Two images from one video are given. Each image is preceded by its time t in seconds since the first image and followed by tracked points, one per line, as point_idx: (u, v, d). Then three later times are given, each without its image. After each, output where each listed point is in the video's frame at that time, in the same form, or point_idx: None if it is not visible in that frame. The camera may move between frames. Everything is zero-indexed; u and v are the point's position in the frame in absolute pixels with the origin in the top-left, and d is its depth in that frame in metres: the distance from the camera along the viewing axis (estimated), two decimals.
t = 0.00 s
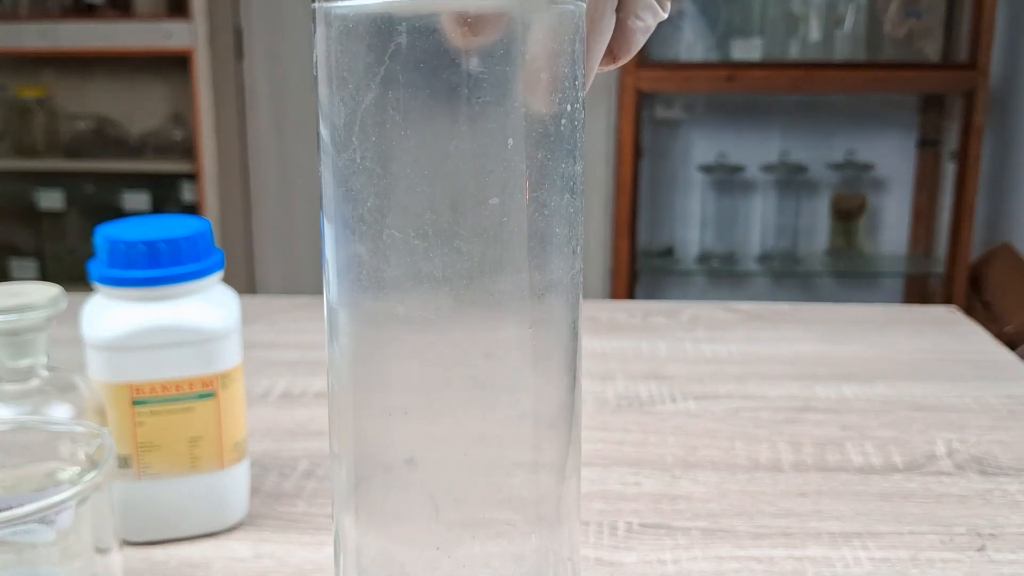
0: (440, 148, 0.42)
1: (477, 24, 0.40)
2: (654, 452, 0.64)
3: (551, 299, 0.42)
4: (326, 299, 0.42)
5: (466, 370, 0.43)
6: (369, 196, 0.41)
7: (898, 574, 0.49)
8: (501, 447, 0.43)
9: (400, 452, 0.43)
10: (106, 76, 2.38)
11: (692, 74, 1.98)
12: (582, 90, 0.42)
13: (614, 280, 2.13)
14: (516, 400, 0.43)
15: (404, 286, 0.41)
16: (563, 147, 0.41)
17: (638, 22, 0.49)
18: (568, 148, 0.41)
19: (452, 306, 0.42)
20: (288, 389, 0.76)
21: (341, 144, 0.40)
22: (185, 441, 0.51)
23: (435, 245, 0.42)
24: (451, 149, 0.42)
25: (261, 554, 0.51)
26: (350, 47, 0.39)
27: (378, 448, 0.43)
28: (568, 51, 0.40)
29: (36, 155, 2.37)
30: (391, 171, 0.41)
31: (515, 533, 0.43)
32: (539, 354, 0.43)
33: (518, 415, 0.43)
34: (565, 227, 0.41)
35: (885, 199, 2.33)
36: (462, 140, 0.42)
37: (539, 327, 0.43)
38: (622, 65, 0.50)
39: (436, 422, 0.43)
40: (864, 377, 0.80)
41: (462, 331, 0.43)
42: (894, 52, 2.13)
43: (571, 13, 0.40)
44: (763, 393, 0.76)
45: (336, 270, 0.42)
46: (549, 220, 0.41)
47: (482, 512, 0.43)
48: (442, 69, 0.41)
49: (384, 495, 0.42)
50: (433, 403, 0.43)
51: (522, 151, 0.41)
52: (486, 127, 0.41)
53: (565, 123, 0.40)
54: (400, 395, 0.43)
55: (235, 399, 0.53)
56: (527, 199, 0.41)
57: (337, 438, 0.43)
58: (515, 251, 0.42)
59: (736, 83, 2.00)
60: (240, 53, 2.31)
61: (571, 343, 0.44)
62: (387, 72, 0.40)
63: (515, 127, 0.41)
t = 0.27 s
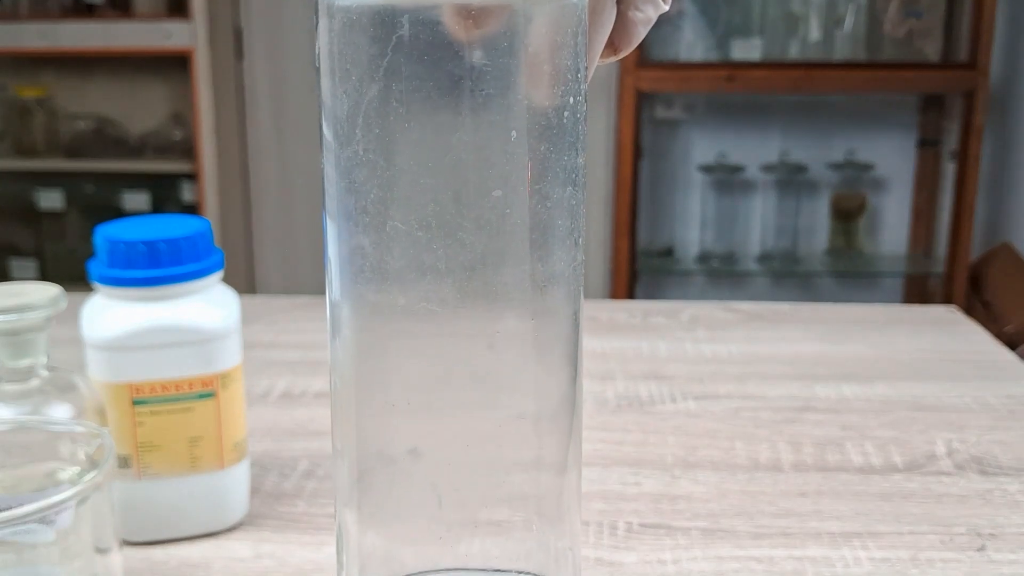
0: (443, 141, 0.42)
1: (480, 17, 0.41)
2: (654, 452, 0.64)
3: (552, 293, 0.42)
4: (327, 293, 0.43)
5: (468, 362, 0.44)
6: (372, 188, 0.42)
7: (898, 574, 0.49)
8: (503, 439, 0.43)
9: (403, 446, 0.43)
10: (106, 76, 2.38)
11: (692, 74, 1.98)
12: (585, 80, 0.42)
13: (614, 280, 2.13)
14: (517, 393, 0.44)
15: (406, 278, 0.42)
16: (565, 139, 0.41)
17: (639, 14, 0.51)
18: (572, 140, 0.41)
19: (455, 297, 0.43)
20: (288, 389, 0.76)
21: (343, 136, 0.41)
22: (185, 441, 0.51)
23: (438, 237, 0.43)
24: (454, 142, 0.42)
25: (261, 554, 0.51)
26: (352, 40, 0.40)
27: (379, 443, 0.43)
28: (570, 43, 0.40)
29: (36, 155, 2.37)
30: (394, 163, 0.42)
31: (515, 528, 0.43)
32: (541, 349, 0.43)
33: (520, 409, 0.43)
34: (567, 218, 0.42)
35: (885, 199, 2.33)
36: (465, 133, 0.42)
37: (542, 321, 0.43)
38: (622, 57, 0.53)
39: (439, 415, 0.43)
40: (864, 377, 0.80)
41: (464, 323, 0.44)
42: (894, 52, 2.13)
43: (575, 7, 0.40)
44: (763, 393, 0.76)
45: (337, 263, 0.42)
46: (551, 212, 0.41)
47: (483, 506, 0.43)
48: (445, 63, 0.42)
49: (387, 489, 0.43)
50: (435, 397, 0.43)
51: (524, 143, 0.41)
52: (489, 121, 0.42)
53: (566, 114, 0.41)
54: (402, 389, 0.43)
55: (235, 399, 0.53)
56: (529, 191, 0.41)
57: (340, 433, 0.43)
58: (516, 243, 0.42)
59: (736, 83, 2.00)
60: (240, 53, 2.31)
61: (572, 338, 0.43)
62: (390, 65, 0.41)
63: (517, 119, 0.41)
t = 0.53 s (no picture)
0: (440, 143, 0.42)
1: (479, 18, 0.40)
2: (654, 453, 0.64)
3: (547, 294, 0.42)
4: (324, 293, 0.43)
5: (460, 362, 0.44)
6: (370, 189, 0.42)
7: (897, 574, 0.49)
8: (496, 444, 0.43)
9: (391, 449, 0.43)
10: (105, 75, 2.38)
11: (692, 74, 1.98)
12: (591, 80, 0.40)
13: (614, 280, 2.13)
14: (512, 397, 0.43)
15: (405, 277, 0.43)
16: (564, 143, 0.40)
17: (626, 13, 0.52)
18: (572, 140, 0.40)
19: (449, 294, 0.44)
20: (288, 389, 0.76)
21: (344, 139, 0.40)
22: (185, 441, 0.51)
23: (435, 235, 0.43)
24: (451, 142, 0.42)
25: (261, 554, 0.51)
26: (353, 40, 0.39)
27: (368, 446, 0.43)
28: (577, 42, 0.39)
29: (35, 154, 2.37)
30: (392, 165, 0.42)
31: (501, 530, 0.43)
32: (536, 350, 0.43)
33: (514, 413, 0.43)
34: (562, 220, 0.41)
35: (885, 199, 2.33)
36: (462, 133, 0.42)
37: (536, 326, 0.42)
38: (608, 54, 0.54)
39: (429, 416, 0.43)
40: (864, 377, 0.80)
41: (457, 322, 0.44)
42: (894, 52, 2.13)
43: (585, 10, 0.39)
44: (763, 393, 0.76)
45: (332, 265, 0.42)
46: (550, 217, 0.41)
47: (471, 508, 0.43)
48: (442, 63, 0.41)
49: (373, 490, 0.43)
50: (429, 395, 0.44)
51: (525, 147, 0.40)
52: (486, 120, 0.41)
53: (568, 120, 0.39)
54: (396, 391, 0.43)
55: (235, 399, 0.53)
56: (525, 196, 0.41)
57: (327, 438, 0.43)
58: (512, 245, 0.42)
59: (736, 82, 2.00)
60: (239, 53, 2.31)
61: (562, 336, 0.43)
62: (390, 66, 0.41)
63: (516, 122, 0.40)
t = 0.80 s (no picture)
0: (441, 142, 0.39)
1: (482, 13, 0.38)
2: (654, 453, 0.64)
3: (548, 302, 0.40)
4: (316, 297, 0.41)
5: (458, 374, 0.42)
6: (369, 190, 0.39)
7: (898, 574, 0.49)
8: (490, 453, 0.42)
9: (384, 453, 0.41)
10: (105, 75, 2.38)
11: (692, 73, 1.98)
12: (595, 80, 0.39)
13: (614, 280, 2.13)
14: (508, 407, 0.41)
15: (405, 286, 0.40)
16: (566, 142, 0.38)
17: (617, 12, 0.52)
18: (572, 144, 0.39)
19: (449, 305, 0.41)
20: (288, 389, 0.76)
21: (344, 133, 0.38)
22: (185, 441, 0.51)
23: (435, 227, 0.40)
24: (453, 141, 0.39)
25: (261, 554, 0.51)
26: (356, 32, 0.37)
27: (358, 450, 0.41)
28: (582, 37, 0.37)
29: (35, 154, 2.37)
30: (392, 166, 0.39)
31: (489, 533, 0.42)
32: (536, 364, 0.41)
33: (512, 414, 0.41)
34: (560, 223, 0.39)
35: (885, 199, 2.33)
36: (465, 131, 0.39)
37: (536, 337, 0.40)
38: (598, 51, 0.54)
39: (423, 422, 0.42)
40: (864, 377, 0.80)
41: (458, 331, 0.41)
42: (894, 52, 2.13)
43: None
44: (763, 392, 0.76)
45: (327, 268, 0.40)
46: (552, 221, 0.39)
47: (463, 508, 0.42)
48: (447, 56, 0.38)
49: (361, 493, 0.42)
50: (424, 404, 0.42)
51: (531, 132, 0.38)
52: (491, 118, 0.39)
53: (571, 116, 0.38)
54: (388, 398, 0.41)
55: (235, 400, 0.53)
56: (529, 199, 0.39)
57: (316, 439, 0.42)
58: (514, 252, 0.40)
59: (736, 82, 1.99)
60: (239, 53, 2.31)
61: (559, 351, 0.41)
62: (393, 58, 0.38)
63: (521, 123, 0.38)
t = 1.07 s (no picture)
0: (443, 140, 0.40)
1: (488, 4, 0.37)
2: (654, 452, 0.64)
3: (550, 297, 0.41)
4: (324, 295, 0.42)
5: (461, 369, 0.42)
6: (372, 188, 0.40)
7: (898, 574, 0.49)
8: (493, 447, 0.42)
9: (388, 446, 0.42)
10: (105, 75, 2.38)
11: (691, 73, 1.99)
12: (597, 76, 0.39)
13: (614, 280, 2.13)
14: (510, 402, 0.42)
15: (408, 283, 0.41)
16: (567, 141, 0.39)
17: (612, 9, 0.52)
18: (567, 142, 0.39)
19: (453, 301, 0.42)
20: (287, 389, 0.76)
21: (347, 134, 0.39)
22: (185, 441, 0.51)
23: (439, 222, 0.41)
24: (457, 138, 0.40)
25: (261, 554, 0.51)
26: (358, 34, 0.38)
27: (364, 445, 0.42)
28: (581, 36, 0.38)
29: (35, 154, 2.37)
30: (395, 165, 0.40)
31: (493, 527, 0.43)
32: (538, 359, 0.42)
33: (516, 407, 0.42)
34: (560, 220, 0.40)
35: (885, 199, 2.33)
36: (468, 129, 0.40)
37: (538, 332, 0.41)
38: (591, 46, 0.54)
39: (426, 417, 0.42)
40: (864, 377, 0.80)
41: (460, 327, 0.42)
42: (894, 52, 2.13)
43: None
44: (764, 392, 0.76)
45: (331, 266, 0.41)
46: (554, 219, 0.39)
47: (465, 503, 0.43)
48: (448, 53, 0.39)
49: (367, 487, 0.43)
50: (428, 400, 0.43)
51: (533, 131, 0.38)
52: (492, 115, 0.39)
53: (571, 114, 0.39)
54: (393, 393, 0.42)
55: (235, 399, 0.53)
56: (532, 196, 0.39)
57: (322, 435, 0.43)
58: (518, 249, 0.40)
59: (736, 82, 2.00)
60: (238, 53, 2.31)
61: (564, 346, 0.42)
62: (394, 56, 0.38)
63: (523, 122, 0.39)
